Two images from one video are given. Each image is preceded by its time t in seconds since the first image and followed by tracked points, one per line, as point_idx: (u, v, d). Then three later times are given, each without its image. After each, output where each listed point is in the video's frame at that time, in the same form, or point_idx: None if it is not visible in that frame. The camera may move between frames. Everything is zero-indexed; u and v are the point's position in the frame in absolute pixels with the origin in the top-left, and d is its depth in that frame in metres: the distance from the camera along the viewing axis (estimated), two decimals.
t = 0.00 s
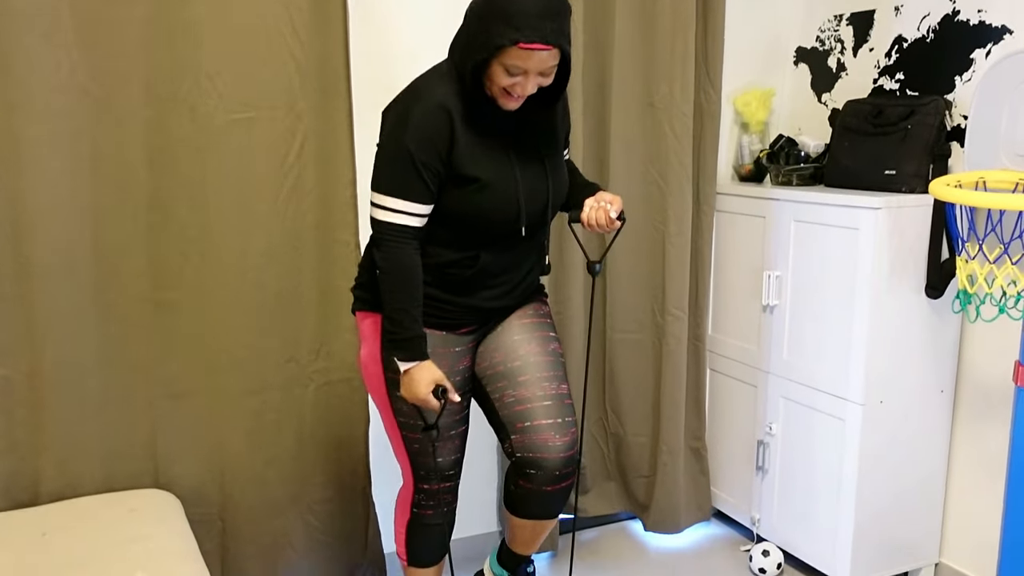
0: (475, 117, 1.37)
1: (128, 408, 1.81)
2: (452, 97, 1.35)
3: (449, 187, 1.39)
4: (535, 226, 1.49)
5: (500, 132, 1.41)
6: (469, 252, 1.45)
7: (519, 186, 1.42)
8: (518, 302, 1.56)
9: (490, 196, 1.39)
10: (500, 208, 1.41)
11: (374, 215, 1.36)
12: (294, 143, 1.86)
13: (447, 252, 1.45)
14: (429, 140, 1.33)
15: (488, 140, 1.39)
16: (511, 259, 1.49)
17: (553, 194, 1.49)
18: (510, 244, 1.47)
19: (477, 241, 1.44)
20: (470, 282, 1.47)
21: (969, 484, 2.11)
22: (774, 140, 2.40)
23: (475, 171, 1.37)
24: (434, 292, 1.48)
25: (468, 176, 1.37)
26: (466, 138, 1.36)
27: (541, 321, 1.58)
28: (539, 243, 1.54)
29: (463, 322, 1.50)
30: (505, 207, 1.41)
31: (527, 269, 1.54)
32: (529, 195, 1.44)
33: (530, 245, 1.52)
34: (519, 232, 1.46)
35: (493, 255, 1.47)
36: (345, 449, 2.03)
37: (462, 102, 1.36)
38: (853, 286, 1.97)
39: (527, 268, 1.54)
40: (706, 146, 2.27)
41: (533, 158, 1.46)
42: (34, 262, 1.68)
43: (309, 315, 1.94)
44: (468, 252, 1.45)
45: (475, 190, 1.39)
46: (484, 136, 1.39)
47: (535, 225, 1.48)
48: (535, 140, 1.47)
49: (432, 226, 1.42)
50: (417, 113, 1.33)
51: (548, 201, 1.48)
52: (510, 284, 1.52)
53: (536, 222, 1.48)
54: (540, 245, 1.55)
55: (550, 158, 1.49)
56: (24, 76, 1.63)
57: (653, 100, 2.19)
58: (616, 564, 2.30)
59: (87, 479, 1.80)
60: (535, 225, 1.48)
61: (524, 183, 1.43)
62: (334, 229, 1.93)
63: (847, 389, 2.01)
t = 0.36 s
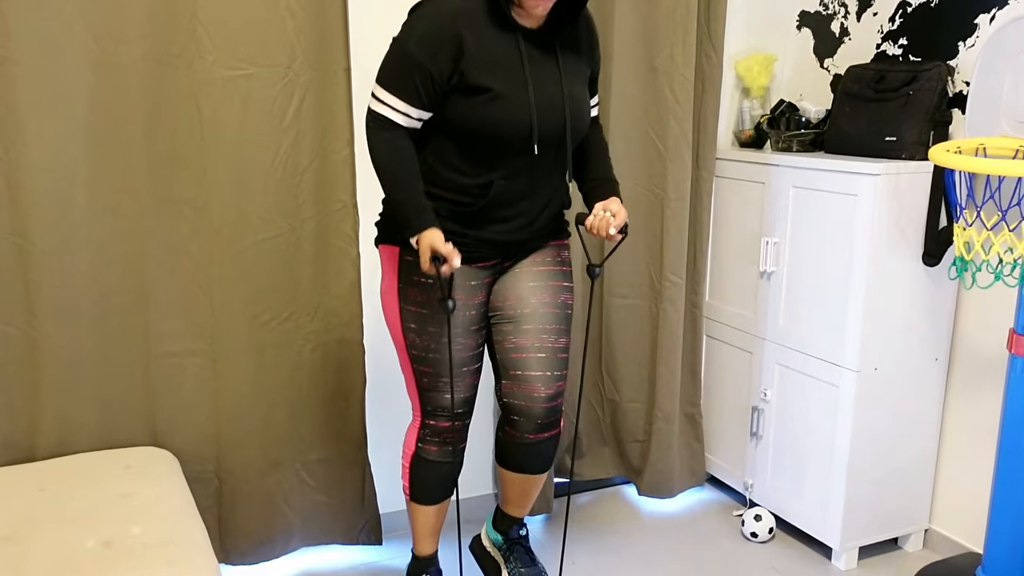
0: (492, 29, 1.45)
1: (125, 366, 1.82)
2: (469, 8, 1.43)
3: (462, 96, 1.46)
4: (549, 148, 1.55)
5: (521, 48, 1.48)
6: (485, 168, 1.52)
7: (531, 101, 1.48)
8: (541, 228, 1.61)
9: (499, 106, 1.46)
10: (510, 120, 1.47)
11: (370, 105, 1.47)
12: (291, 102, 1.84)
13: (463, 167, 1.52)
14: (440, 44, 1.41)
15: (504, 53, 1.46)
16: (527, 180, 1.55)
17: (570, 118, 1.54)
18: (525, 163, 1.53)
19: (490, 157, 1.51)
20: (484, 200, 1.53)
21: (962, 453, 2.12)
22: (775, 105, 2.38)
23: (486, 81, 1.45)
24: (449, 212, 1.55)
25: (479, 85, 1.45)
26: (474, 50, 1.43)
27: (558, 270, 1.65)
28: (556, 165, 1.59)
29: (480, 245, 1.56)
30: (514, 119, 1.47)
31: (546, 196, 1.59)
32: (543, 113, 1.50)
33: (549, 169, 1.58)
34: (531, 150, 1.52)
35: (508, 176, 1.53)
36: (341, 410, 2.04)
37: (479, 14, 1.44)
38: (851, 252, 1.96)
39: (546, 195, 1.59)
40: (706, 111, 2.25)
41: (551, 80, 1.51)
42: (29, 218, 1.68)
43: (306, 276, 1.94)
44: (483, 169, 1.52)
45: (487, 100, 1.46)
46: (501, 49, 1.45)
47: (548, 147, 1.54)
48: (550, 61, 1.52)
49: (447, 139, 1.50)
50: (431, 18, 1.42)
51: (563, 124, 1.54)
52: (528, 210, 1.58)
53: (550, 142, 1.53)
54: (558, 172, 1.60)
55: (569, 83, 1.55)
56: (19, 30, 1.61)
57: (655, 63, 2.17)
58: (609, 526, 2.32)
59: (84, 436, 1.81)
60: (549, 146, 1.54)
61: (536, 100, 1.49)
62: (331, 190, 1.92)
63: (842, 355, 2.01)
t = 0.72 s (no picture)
0: None
1: (126, 340, 1.82)
2: None
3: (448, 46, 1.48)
4: (536, 107, 1.52)
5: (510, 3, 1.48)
6: (473, 123, 1.52)
7: (514, 53, 1.47)
8: (534, 192, 1.59)
9: (481, 55, 1.46)
10: (491, 70, 1.46)
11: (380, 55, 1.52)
12: (294, 78, 1.84)
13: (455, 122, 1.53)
14: None
15: (491, 5, 1.47)
16: (517, 139, 1.53)
17: (560, 76, 1.51)
18: (513, 120, 1.51)
19: (478, 112, 1.50)
20: (471, 155, 1.53)
21: (960, 438, 2.12)
22: (780, 88, 2.37)
23: (470, 30, 1.46)
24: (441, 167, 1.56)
25: (462, 34, 1.46)
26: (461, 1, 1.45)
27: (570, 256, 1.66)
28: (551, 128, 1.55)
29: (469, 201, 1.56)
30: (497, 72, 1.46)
31: (541, 162, 1.57)
32: (526, 67, 1.48)
33: (541, 130, 1.54)
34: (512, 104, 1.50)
35: (495, 132, 1.51)
36: (341, 388, 2.04)
37: None
38: (853, 235, 1.96)
39: (541, 161, 1.57)
40: (711, 92, 2.24)
41: (541, 36, 1.49)
42: (30, 191, 1.68)
43: (308, 253, 1.94)
44: (472, 124, 1.52)
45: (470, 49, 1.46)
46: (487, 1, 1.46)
47: (535, 104, 1.51)
48: (545, 19, 1.50)
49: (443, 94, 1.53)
50: None
51: (552, 81, 1.50)
52: (519, 170, 1.56)
53: (536, 101, 1.51)
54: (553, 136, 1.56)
55: (565, 42, 1.51)
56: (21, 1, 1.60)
57: (659, 44, 2.15)
58: (607, 507, 2.33)
59: (85, 410, 1.81)
60: (537, 102, 1.51)
61: (520, 52, 1.47)
62: (334, 167, 1.91)
63: (842, 338, 2.01)
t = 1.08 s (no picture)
0: None
1: (133, 322, 1.82)
2: None
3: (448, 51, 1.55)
4: (527, 107, 1.54)
5: (503, 4, 1.51)
6: (472, 126, 1.57)
7: (503, 55, 1.51)
8: (532, 192, 1.60)
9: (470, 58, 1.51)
10: (481, 73, 1.51)
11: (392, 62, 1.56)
12: (302, 60, 1.83)
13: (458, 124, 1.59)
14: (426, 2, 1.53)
15: (484, 8, 1.51)
16: (511, 140, 1.56)
17: (549, 76, 1.52)
18: (505, 121, 1.55)
19: (474, 115, 1.56)
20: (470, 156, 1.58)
21: (966, 428, 2.12)
22: (790, 74, 2.35)
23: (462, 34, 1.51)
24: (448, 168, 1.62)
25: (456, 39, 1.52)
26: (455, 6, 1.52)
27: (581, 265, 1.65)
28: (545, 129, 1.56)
29: (473, 201, 1.61)
30: (487, 75, 1.51)
31: (540, 162, 1.58)
32: (514, 67, 1.51)
33: (534, 130, 1.56)
34: (500, 103, 1.53)
35: (490, 133, 1.56)
36: (347, 371, 2.04)
37: None
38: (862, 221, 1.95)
39: (540, 161, 1.58)
40: (720, 77, 2.22)
41: (532, 37, 1.52)
42: (37, 172, 1.68)
43: (314, 236, 1.94)
44: (470, 127, 1.57)
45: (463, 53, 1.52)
46: (480, 5, 1.51)
47: (525, 104, 1.53)
48: (539, 21, 1.52)
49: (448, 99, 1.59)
50: None
51: (540, 80, 1.52)
52: (516, 171, 1.58)
53: (528, 99, 1.53)
54: (549, 136, 1.57)
55: (557, 43, 1.52)
56: None
57: (669, 28, 2.14)
58: (611, 493, 2.33)
59: (92, 392, 1.82)
60: (528, 104, 1.53)
61: (508, 54, 1.51)
62: (341, 150, 1.90)
63: (849, 326, 2.01)
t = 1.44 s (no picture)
0: (479, 9, 1.53)
1: (144, 315, 1.83)
2: None
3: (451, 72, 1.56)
4: (527, 126, 1.53)
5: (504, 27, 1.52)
6: (475, 144, 1.58)
7: (502, 77, 1.51)
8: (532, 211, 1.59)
9: (469, 80, 1.52)
10: (480, 93, 1.52)
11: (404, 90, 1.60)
12: (314, 53, 1.83)
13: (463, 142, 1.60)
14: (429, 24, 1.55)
15: (485, 28, 1.52)
16: (513, 159, 1.56)
17: (549, 96, 1.51)
18: (506, 142, 1.55)
19: (476, 134, 1.57)
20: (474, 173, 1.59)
21: (977, 427, 2.11)
22: (803, 69, 2.34)
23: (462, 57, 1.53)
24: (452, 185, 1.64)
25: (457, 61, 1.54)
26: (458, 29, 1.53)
27: (590, 284, 1.65)
28: (546, 147, 1.55)
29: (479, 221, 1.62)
30: (485, 98, 1.52)
31: (543, 183, 1.58)
32: (512, 87, 1.51)
33: (534, 149, 1.55)
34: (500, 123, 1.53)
35: (492, 152, 1.56)
36: (356, 365, 2.04)
37: None
38: (874, 219, 1.94)
39: (543, 182, 1.58)
40: (732, 73, 2.21)
41: (532, 57, 1.51)
42: (49, 165, 1.68)
43: (324, 230, 1.93)
44: (475, 147, 1.59)
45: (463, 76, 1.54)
46: (482, 29, 1.52)
47: (524, 123, 1.53)
48: (540, 43, 1.52)
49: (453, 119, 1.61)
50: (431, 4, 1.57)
51: (540, 100, 1.51)
52: (520, 191, 1.58)
53: (528, 121, 1.53)
54: (551, 156, 1.56)
55: (557, 63, 1.52)
56: None
57: (681, 23, 2.13)
58: (620, 489, 2.33)
59: (103, 384, 1.82)
60: (528, 124, 1.53)
61: (506, 76, 1.51)
62: (352, 144, 1.90)
63: (860, 324, 2.00)
